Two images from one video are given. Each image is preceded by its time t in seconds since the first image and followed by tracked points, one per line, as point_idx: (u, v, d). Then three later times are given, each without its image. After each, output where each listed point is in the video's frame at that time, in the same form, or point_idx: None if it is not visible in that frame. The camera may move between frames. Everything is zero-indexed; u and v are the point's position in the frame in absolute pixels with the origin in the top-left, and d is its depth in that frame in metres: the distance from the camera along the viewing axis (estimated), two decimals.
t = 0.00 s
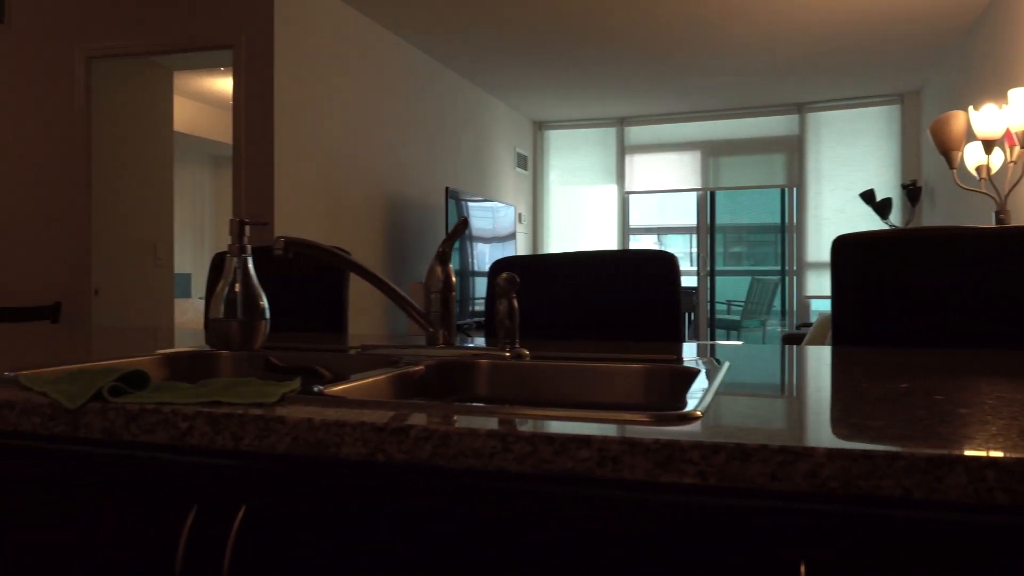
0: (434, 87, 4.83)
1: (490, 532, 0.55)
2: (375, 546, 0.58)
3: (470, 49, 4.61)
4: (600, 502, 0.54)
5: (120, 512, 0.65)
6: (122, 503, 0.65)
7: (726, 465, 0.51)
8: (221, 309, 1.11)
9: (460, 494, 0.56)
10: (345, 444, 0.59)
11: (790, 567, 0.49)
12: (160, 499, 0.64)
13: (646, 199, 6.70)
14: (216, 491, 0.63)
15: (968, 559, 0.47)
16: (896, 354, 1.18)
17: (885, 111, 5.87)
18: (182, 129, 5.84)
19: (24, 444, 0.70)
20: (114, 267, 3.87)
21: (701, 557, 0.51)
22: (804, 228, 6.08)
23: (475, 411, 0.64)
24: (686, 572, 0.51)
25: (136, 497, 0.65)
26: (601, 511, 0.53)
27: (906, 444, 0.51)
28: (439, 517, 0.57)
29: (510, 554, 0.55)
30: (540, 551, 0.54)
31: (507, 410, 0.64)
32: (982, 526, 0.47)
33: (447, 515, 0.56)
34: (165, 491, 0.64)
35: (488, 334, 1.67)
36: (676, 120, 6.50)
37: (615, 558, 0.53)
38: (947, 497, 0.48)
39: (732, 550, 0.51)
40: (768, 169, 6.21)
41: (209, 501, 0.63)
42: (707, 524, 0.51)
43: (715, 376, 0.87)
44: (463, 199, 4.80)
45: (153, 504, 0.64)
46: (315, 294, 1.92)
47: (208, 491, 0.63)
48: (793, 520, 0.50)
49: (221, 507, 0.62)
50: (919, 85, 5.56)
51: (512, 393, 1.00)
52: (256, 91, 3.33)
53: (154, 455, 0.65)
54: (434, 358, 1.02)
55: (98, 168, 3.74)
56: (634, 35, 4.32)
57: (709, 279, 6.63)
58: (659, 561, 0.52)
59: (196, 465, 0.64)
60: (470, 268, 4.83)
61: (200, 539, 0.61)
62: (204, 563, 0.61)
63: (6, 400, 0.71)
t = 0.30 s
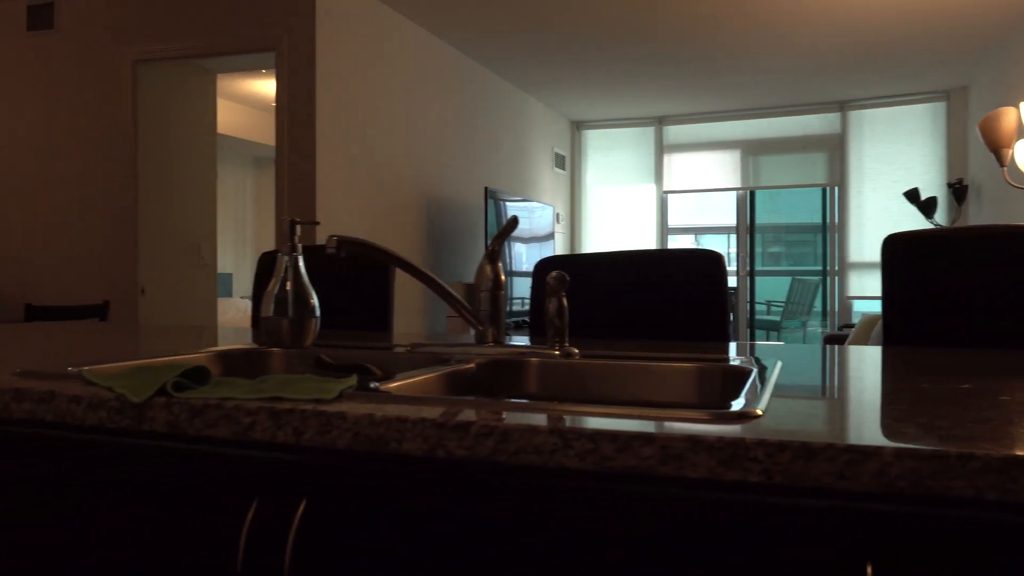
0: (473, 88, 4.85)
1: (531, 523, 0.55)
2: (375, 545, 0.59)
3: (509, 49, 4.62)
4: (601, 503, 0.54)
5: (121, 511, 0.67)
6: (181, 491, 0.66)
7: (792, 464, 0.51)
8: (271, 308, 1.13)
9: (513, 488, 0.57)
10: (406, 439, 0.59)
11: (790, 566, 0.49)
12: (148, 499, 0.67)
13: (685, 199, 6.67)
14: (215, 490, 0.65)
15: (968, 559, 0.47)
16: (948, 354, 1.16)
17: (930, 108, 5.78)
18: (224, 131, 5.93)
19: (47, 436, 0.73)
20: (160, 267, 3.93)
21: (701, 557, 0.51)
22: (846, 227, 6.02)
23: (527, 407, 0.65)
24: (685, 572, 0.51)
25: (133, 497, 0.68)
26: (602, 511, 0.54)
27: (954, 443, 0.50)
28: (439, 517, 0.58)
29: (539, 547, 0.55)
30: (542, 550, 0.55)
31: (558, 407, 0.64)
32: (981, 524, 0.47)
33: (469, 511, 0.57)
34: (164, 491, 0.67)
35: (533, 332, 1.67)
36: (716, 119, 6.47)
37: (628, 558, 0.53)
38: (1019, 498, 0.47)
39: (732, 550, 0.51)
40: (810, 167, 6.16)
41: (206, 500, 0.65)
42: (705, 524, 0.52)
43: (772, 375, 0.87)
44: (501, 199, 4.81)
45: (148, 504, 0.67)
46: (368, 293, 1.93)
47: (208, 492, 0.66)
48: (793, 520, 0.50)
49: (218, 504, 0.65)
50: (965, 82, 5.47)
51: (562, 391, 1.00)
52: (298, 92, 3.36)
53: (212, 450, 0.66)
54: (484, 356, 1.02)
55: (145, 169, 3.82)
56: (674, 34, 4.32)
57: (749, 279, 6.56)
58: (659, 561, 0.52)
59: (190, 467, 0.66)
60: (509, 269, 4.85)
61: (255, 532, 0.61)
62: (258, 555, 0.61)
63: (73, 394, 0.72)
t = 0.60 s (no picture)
0: (513, 88, 4.86)
1: (564, 516, 0.56)
2: (374, 546, 0.60)
3: (550, 49, 4.62)
4: (603, 503, 0.55)
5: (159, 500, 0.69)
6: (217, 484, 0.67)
7: (847, 464, 0.50)
8: (316, 307, 1.14)
9: (552, 483, 0.57)
10: (454, 436, 0.60)
11: (790, 567, 0.49)
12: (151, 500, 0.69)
13: (726, 197, 6.61)
14: (216, 491, 0.67)
15: (968, 559, 0.47)
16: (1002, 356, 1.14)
17: (979, 104, 5.65)
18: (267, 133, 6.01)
19: (94, 432, 0.75)
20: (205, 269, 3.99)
21: (701, 557, 0.52)
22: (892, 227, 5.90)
23: (569, 404, 0.65)
24: (686, 572, 0.52)
25: (136, 497, 0.70)
26: (602, 511, 0.55)
27: (1008, 443, 0.49)
28: (439, 518, 0.59)
29: (567, 542, 0.55)
30: (551, 548, 0.55)
31: (602, 405, 0.64)
32: (984, 524, 0.47)
33: (489, 509, 0.58)
34: (167, 491, 0.69)
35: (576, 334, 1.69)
36: (758, 116, 6.41)
37: (644, 555, 0.53)
38: None
39: (732, 550, 0.51)
40: (855, 166, 6.06)
41: (207, 501, 0.67)
42: (708, 523, 0.52)
43: (822, 375, 0.85)
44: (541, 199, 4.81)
45: (150, 504, 0.69)
46: (406, 293, 1.95)
47: (209, 492, 0.67)
48: (791, 520, 0.51)
49: (218, 504, 0.66)
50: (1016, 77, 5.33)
51: (605, 390, 1.00)
52: (341, 94, 3.39)
53: (262, 446, 0.67)
54: (528, 354, 1.03)
55: (191, 171, 3.88)
56: (714, 32, 4.28)
57: (791, 279, 6.47)
58: (659, 561, 0.53)
59: (192, 467, 0.69)
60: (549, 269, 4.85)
61: (314, 518, 0.61)
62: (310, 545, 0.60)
63: (126, 390, 0.74)
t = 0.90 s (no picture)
0: (542, 87, 4.85)
1: (587, 513, 0.57)
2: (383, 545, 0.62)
3: (579, 48, 4.61)
4: (603, 503, 0.56)
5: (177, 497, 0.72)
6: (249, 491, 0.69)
7: (892, 461, 0.49)
8: (350, 304, 1.15)
9: (581, 480, 0.57)
10: (491, 432, 0.59)
11: (790, 566, 0.51)
12: (149, 502, 0.74)
13: (757, 195, 6.54)
14: (214, 492, 0.71)
15: (968, 556, 0.47)
16: None
17: (1016, 100, 5.56)
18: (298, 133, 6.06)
19: (133, 429, 0.76)
20: (237, 270, 4.03)
21: (700, 557, 0.53)
22: (926, 225, 5.88)
23: (596, 400, 0.65)
24: (685, 572, 0.53)
25: (135, 500, 0.75)
26: (603, 511, 0.56)
27: None
28: (439, 518, 0.61)
29: (592, 539, 0.56)
30: (557, 549, 0.57)
31: (635, 401, 0.64)
32: (983, 524, 0.48)
33: (510, 507, 0.59)
34: (165, 491, 0.73)
35: (607, 332, 1.70)
36: (789, 113, 6.36)
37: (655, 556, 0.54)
38: None
39: (731, 550, 0.52)
40: (888, 163, 6.00)
41: (206, 501, 0.71)
42: (719, 523, 0.53)
43: (861, 372, 0.84)
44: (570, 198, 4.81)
45: (146, 506, 0.74)
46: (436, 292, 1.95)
47: (207, 492, 0.71)
48: (790, 520, 0.51)
49: (217, 505, 0.70)
50: None
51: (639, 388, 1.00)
52: (372, 95, 3.41)
53: (297, 442, 0.68)
54: (562, 352, 1.03)
55: (223, 172, 3.92)
56: (744, 29, 4.25)
57: (821, 279, 6.39)
58: (660, 561, 0.54)
59: (190, 468, 0.72)
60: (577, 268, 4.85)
61: (354, 517, 0.63)
62: (350, 550, 0.63)
63: (166, 385, 0.74)
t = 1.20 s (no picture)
0: (572, 87, 4.84)
1: (624, 510, 0.57)
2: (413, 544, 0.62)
3: (609, 47, 4.59)
4: (632, 503, 0.57)
5: (211, 494, 0.74)
6: (281, 489, 0.70)
7: (941, 462, 0.48)
8: (385, 304, 1.15)
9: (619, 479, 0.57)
10: (532, 430, 0.60)
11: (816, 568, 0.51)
12: (148, 504, 0.79)
13: (789, 195, 6.48)
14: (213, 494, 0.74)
15: (997, 558, 0.47)
16: None
17: None
18: (329, 134, 6.11)
19: (172, 424, 0.77)
20: (269, 269, 4.07)
21: (727, 558, 0.53)
22: (962, 225, 5.80)
23: (630, 399, 0.65)
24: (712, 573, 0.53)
25: (133, 503, 0.80)
26: (631, 511, 0.57)
27: None
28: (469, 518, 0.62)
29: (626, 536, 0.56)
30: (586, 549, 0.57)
31: (669, 400, 0.64)
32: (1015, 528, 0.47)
33: (546, 504, 0.59)
34: (164, 493, 0.78)
35: (640, 332, 1.72)
36: (823, 112, 6.31)
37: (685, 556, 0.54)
38: None
39: (760, 552, 0.52)
40: (923, 162, 5.93)
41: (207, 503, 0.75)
42: (754, 522, 0.53)
43: (903, 373, 0.83)
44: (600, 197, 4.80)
45: (144, 508, 0.79)
46: (468, 290, 1.96)
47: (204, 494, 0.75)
48: (820, 522, 0.51)
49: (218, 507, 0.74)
50: None
51: (676, 388, 1.00)
52: (403, 95, 3.43)
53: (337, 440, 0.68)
54: (598, 351, 1.02)
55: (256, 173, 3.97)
56: (776, 27, 4.22)
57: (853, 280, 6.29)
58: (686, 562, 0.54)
59: (188, 472, 0.76)
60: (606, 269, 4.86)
61: (393, 518, 0.63)
62: (385, 548, 0.63)
63: (207, 382, 0.75)
